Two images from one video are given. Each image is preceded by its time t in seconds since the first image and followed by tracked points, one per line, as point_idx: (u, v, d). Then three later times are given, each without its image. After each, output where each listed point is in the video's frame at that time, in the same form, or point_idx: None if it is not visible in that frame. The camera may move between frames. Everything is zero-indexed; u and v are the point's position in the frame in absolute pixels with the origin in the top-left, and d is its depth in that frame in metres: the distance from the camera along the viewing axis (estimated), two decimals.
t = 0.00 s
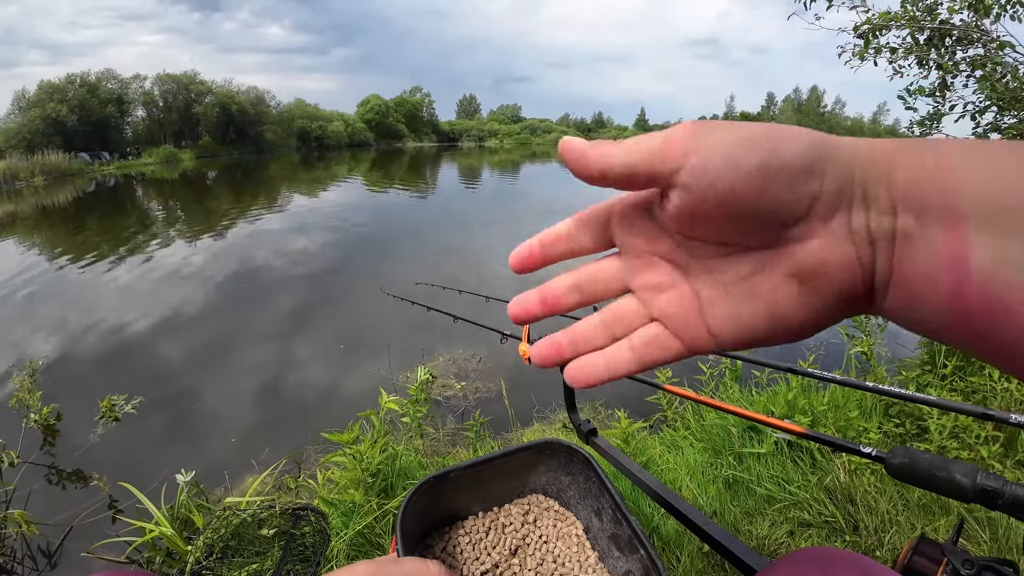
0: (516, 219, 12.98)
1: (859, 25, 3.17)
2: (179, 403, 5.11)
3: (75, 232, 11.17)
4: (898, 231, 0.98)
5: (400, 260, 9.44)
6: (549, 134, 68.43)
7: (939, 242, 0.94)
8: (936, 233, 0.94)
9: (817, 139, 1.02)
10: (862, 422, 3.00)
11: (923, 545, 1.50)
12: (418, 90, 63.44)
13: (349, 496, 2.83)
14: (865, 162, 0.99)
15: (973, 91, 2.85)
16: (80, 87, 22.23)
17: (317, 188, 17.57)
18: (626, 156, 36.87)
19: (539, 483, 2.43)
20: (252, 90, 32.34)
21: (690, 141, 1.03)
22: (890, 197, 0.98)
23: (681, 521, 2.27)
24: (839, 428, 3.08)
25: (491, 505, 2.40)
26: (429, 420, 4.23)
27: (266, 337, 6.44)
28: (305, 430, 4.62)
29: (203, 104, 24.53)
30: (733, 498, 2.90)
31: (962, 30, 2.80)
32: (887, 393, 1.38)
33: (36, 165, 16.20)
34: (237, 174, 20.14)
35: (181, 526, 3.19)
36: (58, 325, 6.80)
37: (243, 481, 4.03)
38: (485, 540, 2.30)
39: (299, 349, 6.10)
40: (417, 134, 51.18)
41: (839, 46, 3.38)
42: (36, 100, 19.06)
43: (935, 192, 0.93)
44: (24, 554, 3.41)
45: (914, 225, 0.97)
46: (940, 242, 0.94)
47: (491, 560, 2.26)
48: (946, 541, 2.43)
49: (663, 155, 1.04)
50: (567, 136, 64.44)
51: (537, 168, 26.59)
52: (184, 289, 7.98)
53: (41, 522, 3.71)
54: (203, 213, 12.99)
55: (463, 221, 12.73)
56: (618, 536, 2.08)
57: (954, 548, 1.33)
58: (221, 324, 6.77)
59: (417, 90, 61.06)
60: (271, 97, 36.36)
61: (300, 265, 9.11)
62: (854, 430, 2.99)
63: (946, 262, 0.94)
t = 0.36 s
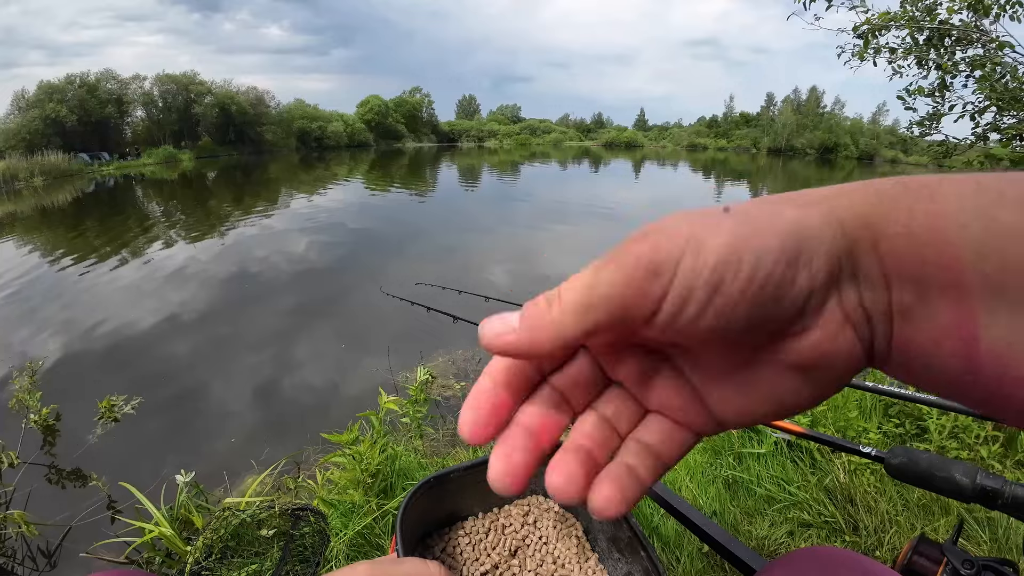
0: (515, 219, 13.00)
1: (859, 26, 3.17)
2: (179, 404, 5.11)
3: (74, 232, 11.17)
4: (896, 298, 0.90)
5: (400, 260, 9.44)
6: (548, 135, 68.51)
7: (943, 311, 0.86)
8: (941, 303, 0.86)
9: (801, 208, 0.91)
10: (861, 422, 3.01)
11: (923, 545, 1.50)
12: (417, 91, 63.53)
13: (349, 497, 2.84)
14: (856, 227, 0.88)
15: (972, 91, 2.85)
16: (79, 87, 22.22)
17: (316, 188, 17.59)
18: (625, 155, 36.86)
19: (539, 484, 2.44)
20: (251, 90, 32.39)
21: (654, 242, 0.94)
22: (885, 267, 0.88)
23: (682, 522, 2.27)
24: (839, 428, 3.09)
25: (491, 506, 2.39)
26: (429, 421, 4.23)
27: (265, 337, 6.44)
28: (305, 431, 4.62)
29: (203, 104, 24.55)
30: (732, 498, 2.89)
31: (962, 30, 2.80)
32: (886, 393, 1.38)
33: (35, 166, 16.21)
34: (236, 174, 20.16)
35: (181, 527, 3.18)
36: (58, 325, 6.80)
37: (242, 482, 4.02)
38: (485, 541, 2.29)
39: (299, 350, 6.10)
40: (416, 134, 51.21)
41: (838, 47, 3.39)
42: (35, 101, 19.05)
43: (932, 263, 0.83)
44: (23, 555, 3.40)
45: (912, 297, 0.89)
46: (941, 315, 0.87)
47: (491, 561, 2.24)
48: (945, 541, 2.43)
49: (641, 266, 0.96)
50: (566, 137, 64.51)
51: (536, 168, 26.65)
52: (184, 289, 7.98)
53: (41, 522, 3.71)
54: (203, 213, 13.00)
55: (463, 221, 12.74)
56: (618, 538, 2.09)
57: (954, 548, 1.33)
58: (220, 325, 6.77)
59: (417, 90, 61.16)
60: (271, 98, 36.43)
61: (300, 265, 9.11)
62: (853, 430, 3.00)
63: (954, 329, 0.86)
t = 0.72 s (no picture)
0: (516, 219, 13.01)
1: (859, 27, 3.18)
2: (178, 404, 5.11)
3: (74, 232, 11.19)
4: (922, 145, 0.60)
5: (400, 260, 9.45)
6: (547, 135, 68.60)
7: (987, 158, 0.58)
8: (987, 148, 0.57)
9: (792, 31, 0.58)
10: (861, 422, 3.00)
11: (922, 545, 1.50)
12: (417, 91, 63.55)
13: (347, 497, 2.84)
14: (875, 43, 0.56)
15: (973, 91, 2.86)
16: (79, 87, 22.26)
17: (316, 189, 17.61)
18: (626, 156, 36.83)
19: (538, 484, 2.42)
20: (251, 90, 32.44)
21: (614, 124, 0.57)
22: (913, 108, 0.57)
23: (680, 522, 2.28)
24: (838, 428, 3.09)
25: (490, 506, 2.39)
26: (429, 421, 4.23)
27: (265, 337, 6.44)
28: (303, 431, 4.61)
29: (202, 104, 24.57)
30: (732, 498, 2.90)
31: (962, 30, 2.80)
32: (885, 392, 1.38)
33: (35, 166, 16.23)
34: (236, 175, 20.19)
35: (179, 527, 3.17)
36: (57, 325, 6.80)
37: (241, 482, 4.02)
38: (484, 541, 2.30)
39: (298, 350, 6.09)
40: (416, 134, 51.26)
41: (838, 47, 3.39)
42: (35, 101, 19.04)
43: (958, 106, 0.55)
44: (22, 556, 3.41)
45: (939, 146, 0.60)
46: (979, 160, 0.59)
47: (490, 561, 2.26)
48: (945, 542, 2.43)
49: (644, 160, 0.58)
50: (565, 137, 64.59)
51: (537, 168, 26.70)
52: (183, 289, 7.98)
53: (40, 522, 3.71)
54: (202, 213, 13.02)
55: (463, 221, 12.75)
56: (615, 538, 2.09)
57: (953, 547, 1.33)
58: (219, 325, 6.77)
59: (417, 91, 61.20)
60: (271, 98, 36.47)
61: (300, 265, 9.12)
62: (853, 430, 2.99)
63: (1000, 184, 0.59)
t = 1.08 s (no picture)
0: (514, 220, 13.03)
1: (856, 28, 3.19)
2: (178, 405, 5.10)
3: (73, 232, 11.19)
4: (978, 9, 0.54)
5: (399, 261, 9.46)
6: (546, 136, 68.68)
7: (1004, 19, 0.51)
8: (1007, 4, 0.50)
9: None
10: (859, 422, 3.01)
11: (918, 545, 1.51)
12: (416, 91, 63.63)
13: (346, 498, 2.85)
14: None
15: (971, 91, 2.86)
16: (78, 88, 22.26)
17: (315, 189, 17.62)
18: (624, 156, 36.91)
19: (536, 486, 2.44)
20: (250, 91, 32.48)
21: None
22: None
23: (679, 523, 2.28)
24: (836, 428, 3.09)
25: (488, 507, 2.41)
26: (427, 422, 4.24)
27: (264, 338, 6.44)
28: (303, 432, 4.62)
29: (201, 105, 24.58)
30: (730, 499, 2.91)
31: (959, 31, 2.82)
32: (882, 394, 1.38)
33: (34, 166, 16.24)
34: (235, 175, 20.20)
35: (178, 528, 3.18)
36: (56, 325, 6.80)
37: (240, 482, 4.02)
38: (483, 542, 2.30)
39: (298, 351, 6.10)
40: (414, 135, 51.29)
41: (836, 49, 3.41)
42: (34, 101, 19.03)
43: None
44: (21, 556, 3.41)
45: None
46: (1006, 3, 0.49)
47: (489, 562, 2.25)
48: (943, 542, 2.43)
49: None
50: (564, 138, 64.74)
51: (535, 169, 26.74)
52: (182, 289, 7.99)
53: (38, 523, 3.71)
54: (201, 214, 13.03)
55: (462, 222, 12.77)
56: (612, 538, 2.10)
57: (948, 548, 1.34)
58: (218, 325, 6.77)
59: (416, 91, 61.25)
60: (269, 99, 36.52)
61: (299, 266, 9.13)
62: (851, 431, 3.00)
63: None
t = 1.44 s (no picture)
0: (513, 220, 13.04)
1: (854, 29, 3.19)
2: (177, 406, 5.10)
3: (71, 233, 11.17)
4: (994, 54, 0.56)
5: (398, 261, 9.45)
6: (545, 136, 68.74)
7: None
8: None
9: None
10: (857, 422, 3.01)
11: (915, 545, 1.50)
12: (414, 92, 63.61)
13: (344, 498, 2.85)
14: None
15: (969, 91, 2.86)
16: (76, 88, 22.24)
17: (314, 189, 17.61)
18: (623, 156, 36.94)
19: (532, 487, 2.44)
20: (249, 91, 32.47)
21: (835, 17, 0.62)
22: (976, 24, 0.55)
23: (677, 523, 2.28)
24: (834, 428, 3.09)
25: (485, 508, 2.41)
26: (426, 422, 4.24)
27: (263, 339, 6.43)
28: (301, 432, 4.62)
29: (199, 105, 24.56)
30: (729, 499, 2.91)
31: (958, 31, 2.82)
32: (882, 393, 1.38)
33: (32, 166, 16.22)
34: (234, 176, 20.17)
35: (177, 529, 3.18)
36: (54, 326, 6.78)
37: (239, 483, 4.01)
38: (479, 543, 2.29)
39: (297, 352, 6.09)
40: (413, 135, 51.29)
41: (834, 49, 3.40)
42: (32, 101, 19.00)
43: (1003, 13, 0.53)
44: (20, 557, 3.41)
45: (988, 39, 0.55)
46: None
47: (484, 562, 2.24)
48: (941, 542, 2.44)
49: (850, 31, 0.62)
50: (563, 138, 64.81)
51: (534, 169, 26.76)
52: (181, 290, 7.98)
53: (37, 524, 3.71)
54: (200, 214, 13.01)
55: (461, 222, 12.77)
56: (608, 540, 2.10)
57: (946, 547, 1.34)
58: (217, 326, 6.76)
59: (415, 92, 61.19)
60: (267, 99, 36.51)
61: (297, 266, 9.12)
62: (849, 431, 3.00)
63: None
